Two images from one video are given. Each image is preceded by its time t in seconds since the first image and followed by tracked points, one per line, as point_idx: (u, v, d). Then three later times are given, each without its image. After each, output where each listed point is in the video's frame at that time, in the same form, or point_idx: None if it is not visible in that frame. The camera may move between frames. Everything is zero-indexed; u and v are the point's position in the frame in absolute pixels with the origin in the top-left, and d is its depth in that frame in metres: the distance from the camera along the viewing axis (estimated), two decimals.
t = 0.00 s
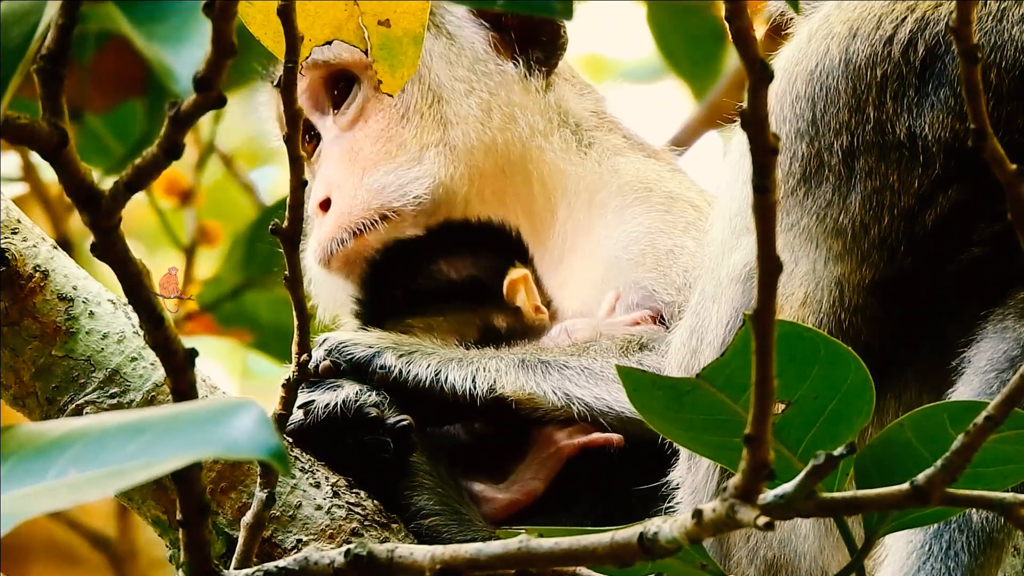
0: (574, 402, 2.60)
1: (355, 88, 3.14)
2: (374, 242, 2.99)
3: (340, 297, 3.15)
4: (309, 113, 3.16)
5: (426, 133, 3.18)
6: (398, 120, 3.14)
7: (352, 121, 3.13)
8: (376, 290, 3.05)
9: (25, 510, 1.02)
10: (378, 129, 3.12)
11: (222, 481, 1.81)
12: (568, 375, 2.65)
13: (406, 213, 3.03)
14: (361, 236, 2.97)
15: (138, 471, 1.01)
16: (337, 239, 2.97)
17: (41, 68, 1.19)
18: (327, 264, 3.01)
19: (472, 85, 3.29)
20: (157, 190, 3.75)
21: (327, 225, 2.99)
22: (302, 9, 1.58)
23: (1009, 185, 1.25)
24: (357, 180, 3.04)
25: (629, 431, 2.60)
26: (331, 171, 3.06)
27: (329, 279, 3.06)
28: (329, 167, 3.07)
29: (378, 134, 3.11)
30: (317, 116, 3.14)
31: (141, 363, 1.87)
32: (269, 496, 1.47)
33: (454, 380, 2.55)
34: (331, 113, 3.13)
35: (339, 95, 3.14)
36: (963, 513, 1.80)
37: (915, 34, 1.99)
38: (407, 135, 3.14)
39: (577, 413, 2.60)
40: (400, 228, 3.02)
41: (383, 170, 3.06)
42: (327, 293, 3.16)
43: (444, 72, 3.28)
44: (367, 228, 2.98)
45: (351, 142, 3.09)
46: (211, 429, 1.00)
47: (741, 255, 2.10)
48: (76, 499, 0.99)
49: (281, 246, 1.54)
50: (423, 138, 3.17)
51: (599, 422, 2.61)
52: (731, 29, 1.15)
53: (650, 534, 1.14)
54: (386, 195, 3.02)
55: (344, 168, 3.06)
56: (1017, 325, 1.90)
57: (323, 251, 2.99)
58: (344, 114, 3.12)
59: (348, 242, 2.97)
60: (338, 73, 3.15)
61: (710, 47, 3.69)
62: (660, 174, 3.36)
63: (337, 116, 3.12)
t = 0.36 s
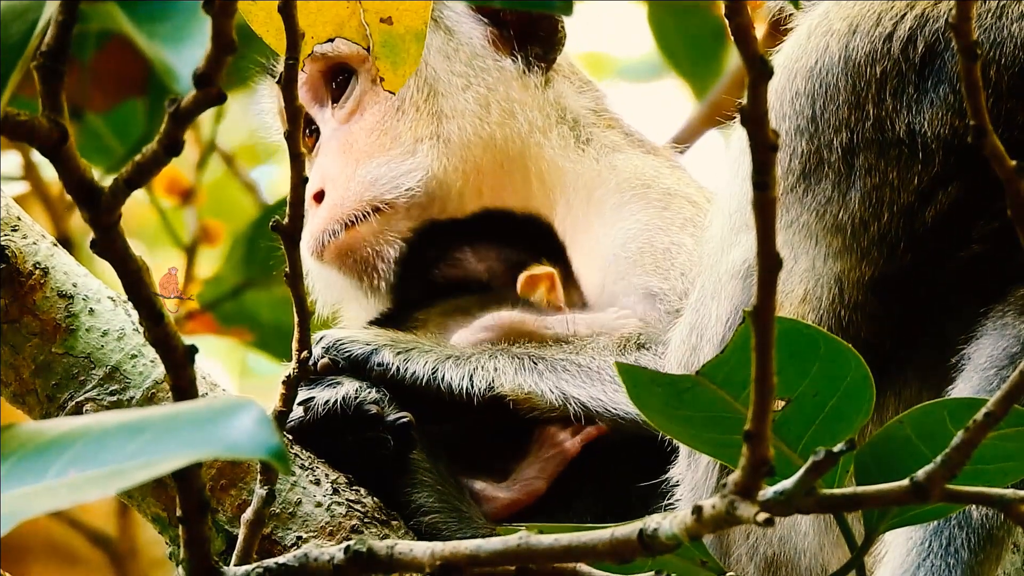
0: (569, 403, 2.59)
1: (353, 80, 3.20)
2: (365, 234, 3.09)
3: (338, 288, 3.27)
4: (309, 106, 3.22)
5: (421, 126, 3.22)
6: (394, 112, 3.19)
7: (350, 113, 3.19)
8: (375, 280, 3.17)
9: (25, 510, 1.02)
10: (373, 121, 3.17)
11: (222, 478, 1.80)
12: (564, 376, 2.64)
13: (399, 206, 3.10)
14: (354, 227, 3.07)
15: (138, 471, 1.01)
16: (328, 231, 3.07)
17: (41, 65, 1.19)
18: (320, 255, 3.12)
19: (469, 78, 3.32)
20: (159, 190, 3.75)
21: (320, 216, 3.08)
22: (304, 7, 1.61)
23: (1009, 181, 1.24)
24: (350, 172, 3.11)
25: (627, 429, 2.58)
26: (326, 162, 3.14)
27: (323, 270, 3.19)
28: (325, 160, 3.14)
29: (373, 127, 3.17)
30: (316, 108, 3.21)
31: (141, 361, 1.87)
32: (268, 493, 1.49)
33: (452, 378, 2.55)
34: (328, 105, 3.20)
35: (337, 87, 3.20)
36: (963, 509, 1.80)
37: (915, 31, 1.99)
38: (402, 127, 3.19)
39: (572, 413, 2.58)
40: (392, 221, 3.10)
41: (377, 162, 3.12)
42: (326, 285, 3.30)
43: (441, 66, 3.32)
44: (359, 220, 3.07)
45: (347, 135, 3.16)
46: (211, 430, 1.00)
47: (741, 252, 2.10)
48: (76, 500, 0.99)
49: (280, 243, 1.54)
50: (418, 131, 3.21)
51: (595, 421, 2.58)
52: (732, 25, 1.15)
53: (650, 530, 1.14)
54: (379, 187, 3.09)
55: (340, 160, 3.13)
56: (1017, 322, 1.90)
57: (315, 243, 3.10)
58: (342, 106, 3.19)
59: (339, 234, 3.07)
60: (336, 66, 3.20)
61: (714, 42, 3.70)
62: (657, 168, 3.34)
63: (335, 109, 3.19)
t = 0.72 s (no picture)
0: (568, 396, 2.61)
1: (349, 78, 3.24)
2: (361, 231, 3.11)
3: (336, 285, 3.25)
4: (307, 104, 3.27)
5: (416, 123, 3.25)
6: (389, 109, 3.22)
7: (345, 111, 3.22)
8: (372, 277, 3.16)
9: (24, 498, 1.02)
10: (368, 119, 3.21)
11: (222, 474, 1.80)
12: (562, 370, 2.65)
13: (394, 202, 3.13)
14: (350, 224, 3.10)
15: (138, 459, 1.01)
16: (325, 228, 3.09)
17: (41, 59, 1.19)
18: (316, 253, 3.13)
19: (463, 75, 3.34)
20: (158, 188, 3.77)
21: (316, 214, 3.11)
22: None
23: (1008, 176, 1.23)
24: (346, 169, 3.14)
25: (626, 423, 2.60)
26: (322, 160, 3.17)
27: (320, 267, 3.19)
28: (321, 158, 3.17)
29: (368, 125, 3.20)
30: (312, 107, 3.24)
31: (140, 357, 1.87)
32: (268, 488, 1.46)
33: (450, 372, 2.56)
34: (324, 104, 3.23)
35: (333, 85, 3.23)
36: (963, 505, 1.80)
37: (914, 27, 2.00)
38: (396, 124, 3.22)
39: (571, 407, 2.59)
40: (388, 218, 3.12)
41: (372, 159, 3.15)
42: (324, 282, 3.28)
43: (436, 63, 3.34)
44: (355, 217, 3.10)
45: (342, 133, 3.19)
46: (210, 418, 1.00)
47: (740, 248, 2.10)
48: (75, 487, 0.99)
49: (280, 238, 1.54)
50: (412, 128, 3.24)
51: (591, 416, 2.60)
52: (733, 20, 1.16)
53: (650, 525, 1.14)
54: (374, 184, 3.12)
55: (335, 158, 3.16)
56: (1017, 318, 1.90)
57: (313, 240, 3.12)
58: (338, 105, 3.22)
59: (335, 231, 3.09)
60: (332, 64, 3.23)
61: (715, 39, 3.69)
62: (654, 163, 3.34)
63: (332, 107, 3.23)
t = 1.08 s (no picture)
0: (564, 395, 2.61)
1: (348, 74, 3.23)
2: (358, 226, 3.09)
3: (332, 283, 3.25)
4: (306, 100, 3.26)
5: (414, 119, 3.25)
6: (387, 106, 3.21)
7: (344, 109, 3.22)
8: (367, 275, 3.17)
9: (24, 499, 1.02)
10: (366, 116, 3.20)
11: (221, 472, 1.81)
12: (559, 368, 2.65)
13: (391, 197, 3.12)
14: (346, 219, 3.08)
15: (138, 462, 1.01)
16: (323, 223, 3.09)
17: (40, 56, 1.19)
18: (314, 249, 3.13)
19: (462, 71, 3.33)
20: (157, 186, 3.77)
21: (314, 210, 3.11)
22: None
23: (1007, 174, 1.23)
24: (343, 166, 3.13)
25: (622, 423, 2.60)
26: (321, 156, 3.17)
27: (317, 263, 3.17)
28: (320, 154, 3.17)
29: (366, 121, 3.19)
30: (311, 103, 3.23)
31: (140, 354, 1.87)
32: (267, 486, 1.48)
33: (447, 372, 2.55)
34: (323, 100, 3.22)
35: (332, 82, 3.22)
36: (961, 502, 1.80)
37: (914, 24, 2.00)
38: (394, 120, 3.21)
39: (567, 405, 2.60)
40: (385, 212, 3.11)
41: (370, 154, 3.14)
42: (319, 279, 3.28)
43: (435, 59, 3.33)
44: (352, 212, 3.09)
45: (341, 129, 3.19)
46: (211, 420, 1.00)
47: (739, 246, 2.10)
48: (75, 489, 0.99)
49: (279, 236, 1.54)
50: (410, 124, 3.23)
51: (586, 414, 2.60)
52: (732, 18, 1.16)
53: (648, 523, 1.14)
54: (371, 179, 3.11)
55: (333, 155, 3.16)
56: (1015, 316, 1.89)
57: (310, 236, 3.11)
58: (336, 101, 3.22)
59: (333, 227, 3.09)
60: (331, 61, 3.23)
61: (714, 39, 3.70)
62: (653, 159, 3.34)
63: (331, 104, 3.22)
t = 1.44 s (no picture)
0: (563, 393, 2.60)
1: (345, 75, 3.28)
2: (355, 226, 3.12)
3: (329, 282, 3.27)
4: (305, 100, 3.32)
5: (412, 118, 3.27)
6: (384, 105, 3.24)
7: (341, 108, 3.26)
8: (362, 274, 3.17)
9: (21, 497, 1.01)
10: (364, 116, 3.24)
11: (220, 471, 1.81)
12: (557, 367, 2.65)
13: (389, 196, 3.16)
14: (344, 219, 3.12)
15: (134, 460, 1.00)
16: (320, 223, 3.12)
17: (37, 56, 1.19)
18: (312, 249, 3.16)
19: (459, 70, 3.35)
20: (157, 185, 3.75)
21: (311, 209, 3.15)
22: None
23: (1005, 173, 1.23)
24: (340, 166, 3.18)
25: (619, 422, 2.60)
26: (317, 155, 3.21)
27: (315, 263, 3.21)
28: (317, 154, 3.22)
29: (364, 121, 3.23)
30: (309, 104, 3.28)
31: (138, 353, 1.87)
32: (265, 486, 1.46)
33: (446, 370, 2.56)
34: (320, 101, 3.28)
35: (329, 82, 3.28)
36: (960, 501, 1.80)
37: (913, 23, 2.00)
38: (391, 120, 3.24)
39: (565, 403, 2.59)
40: (383, 211, 3.15)
41: (367, 154, 3.19)
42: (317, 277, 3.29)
43: (431, 58, 3.35)
44: (349, 212, 3.12)
45: (338, 130, 3.23)
46: (207, 418, 1.00)
47: (738, 246, 2.10)
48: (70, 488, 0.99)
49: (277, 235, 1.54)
50: (408, 123, 3.26)
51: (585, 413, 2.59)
52: (730, 16, 1.15)
53: (646, 522, 1.14)
54: (367, 179, 3.15)
55: (331, 154, 3.21)
56: (1015, 315, 1.89)
57: (308, 235, 3.15)
58: (333, 101, 3.26)
59: (330, 226, 3.12)
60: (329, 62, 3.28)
61: (713, 39, 3.71)
62: (649, 159, 3.34)
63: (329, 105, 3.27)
